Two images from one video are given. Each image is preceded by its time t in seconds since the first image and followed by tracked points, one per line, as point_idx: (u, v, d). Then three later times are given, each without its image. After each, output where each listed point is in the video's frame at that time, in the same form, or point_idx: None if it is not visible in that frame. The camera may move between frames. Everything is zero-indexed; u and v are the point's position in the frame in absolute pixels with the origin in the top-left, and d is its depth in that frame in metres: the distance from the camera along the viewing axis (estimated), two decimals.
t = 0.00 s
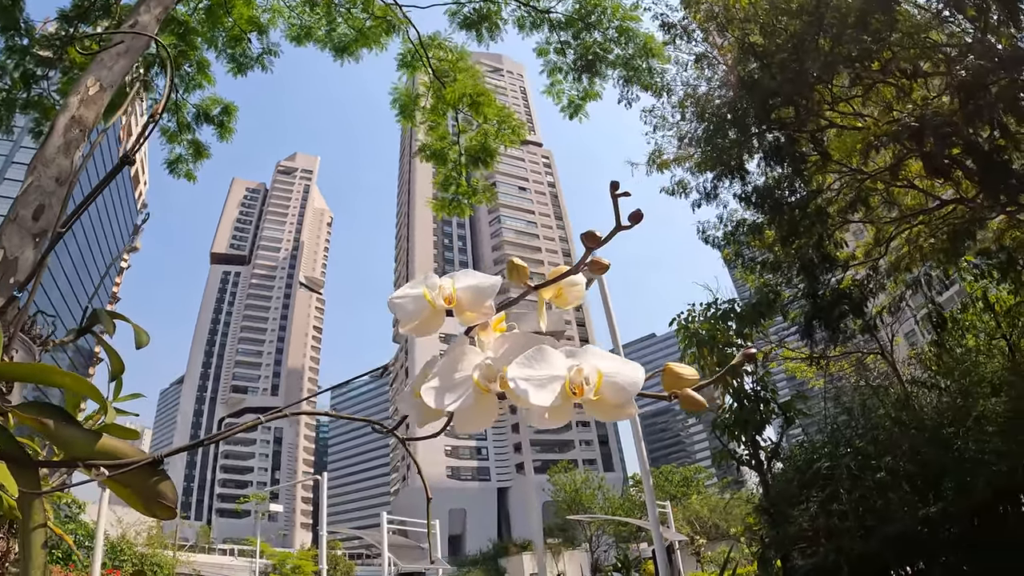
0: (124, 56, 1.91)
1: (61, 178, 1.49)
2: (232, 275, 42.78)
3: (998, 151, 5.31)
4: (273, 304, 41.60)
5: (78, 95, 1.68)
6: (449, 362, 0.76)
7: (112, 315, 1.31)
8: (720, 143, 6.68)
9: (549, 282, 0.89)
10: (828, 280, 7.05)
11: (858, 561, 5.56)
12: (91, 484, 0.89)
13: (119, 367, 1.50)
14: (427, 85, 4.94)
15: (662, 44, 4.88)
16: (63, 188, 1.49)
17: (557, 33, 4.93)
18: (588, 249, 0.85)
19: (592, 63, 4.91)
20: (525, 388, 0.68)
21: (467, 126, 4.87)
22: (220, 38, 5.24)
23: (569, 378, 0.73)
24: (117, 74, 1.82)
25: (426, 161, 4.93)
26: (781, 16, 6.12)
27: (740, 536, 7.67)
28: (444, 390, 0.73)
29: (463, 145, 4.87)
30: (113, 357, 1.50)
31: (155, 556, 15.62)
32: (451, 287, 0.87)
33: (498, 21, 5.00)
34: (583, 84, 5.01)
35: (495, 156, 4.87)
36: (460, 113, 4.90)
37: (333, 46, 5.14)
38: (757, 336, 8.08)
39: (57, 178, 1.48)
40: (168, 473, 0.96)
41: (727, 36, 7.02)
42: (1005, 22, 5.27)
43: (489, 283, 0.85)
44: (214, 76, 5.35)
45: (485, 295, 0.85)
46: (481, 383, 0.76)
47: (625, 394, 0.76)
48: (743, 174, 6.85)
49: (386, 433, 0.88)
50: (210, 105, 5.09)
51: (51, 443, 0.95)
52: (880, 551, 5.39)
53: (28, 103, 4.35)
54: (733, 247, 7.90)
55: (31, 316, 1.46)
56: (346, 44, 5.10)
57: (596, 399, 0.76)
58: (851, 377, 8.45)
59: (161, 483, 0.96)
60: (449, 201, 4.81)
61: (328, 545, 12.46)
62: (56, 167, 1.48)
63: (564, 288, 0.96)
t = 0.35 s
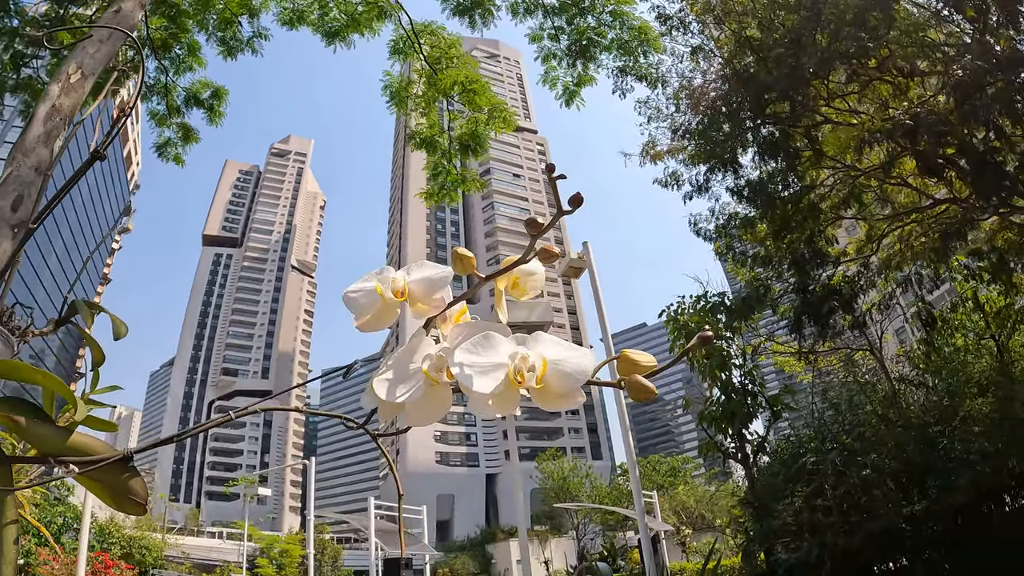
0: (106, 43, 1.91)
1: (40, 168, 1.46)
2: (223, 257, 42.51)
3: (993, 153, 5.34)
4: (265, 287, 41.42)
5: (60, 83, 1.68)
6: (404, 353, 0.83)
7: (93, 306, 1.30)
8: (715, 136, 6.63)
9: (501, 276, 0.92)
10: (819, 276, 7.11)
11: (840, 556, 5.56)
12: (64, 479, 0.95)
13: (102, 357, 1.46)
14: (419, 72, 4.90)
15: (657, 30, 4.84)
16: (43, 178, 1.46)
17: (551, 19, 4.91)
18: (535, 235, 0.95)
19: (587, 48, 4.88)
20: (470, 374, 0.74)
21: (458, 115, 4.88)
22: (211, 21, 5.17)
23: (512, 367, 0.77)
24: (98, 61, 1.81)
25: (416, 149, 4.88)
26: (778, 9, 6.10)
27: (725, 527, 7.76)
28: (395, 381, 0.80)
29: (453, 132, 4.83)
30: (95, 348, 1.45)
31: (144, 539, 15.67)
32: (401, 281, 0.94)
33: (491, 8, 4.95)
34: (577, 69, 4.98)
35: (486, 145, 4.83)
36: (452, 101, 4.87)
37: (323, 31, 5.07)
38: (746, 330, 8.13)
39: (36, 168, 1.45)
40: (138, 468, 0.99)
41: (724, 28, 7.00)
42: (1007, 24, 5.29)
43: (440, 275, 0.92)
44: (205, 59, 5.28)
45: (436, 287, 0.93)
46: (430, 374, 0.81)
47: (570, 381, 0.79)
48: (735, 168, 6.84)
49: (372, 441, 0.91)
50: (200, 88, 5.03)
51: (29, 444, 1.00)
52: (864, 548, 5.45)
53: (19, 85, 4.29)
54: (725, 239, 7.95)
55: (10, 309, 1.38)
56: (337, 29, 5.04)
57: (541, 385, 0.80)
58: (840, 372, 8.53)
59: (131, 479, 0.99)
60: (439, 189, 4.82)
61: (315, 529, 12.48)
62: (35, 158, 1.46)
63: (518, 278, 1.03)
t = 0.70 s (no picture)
0: (97, 29, 1.84)
1: (29, 156, 1.38)
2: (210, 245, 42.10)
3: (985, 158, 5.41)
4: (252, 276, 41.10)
5: (49, 68, 1.62)
6: (418, 355, 0.77)
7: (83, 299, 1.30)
8: (707, 132, 6.69)
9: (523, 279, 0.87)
10: (808, 274, 7.19)
11: (825, 552, 5.70)
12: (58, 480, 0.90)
13: (91, 349, 1.48)
14: (412, 64, 4.88)
15: (654, 29, 4.82)
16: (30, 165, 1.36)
17: (547, 14, 4.87)
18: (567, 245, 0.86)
19: (582, 46, 4.87)
20: (494, 384, 0.68)
21: (450, 109, 4.82)
22: (204, 6, 5.09)
23: (542, 375, 0.73)
24: (89, 46, 1.76)
25: (408, 141, 4.86)
26: (773, 8, 6.14)
27: (710, 522, 7.82)
28: (410, 385, 0.74)
29: (445, 126, 4.80)
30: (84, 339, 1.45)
31: (128, 528, 15.57)
32: (417, 282, 0.85)
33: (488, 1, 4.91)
34: (573, 66, 4.95)
35: (476, 141, 4.79)
36: (445, 95, 4.84)
37: (318, 20, 5.02)
38: (734, 327, 8.19)
39: (25, 154, 1.36)
40: (132, 468, 0.97)
41: (719, 25, 7.00)
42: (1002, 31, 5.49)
43: (458, 277, 0.84)
44: (198, 45, 5.19)
45: (452, 290, 0.84)
46: (450, 378, 0.77)
47: (599, 390, 0.76)
48: (728, 165, 6.85)
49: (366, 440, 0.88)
50: (191, 74, 4.96)
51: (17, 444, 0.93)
52: (848, 545, 5.61)
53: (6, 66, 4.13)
54: (715, 236, 7.87)
55: None
56: (332, 18, 4.99)
57: (569, 395, 0.76)
58: (827, 370, 8.61)
59: (124, 478, 0.97)
60: (428, 184, 4.76)
61: (300, 520, 12.44)
62: (24, 144, 1.38)
63: (534, 283, 0.99)
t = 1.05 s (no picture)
0: None
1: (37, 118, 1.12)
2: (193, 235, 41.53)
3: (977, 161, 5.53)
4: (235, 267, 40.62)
5: (59, 29, 1.29)
6: (503, 340, 0.72)
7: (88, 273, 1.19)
8: (701, 129, 6.73)
9: (623, 263, 0.81)
10: (797, 273, 7.32)
11: (813, 549, 5.70)
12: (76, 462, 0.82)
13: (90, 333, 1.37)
14: (415, 52, 4.83)
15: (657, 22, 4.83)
16: (41, 132, 1.11)
17: (553, 6, 4.84)
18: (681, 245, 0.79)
19: (586, 40, 4.86)
20: (616, 381, 0.65)
21: (454, 96, 4.76)
22: None
23: (663, 371, 0.70)
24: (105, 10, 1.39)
25: (411, 129, 4.83)
26: (771, 8, 6.24)
27: (695, 519, 7.87)
28: (502, 373, 0.69)
29: (448, 114, 4.74)
30: (77, 309, 1.35)
31: (109, 521, 15.33)
32: (515, 260, 0.77)
33: None
34: (577, 59, 4.91)
35: (479, 130, 4.76)
36: (449, 82, 4.77)
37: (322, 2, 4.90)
38: (723, 324, 8.24)
39: (33, 117, 1.10)
40: (162, 451, 0.91)
41: (718, 23, 6.99)
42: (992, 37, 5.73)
43: (555, 257, 0.74)
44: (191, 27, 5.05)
45: (550, 271, 0.75)
46: (548, 367, 0.71)
47: (715, 389, 0.70)
48: (720, 162, 6.97)
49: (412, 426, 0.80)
50: (186, 57, 4.84)
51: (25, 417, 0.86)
52: (836, 540, 5.58)
53: None
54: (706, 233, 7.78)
55: None
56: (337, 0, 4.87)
57: (690, 394, 0.71)
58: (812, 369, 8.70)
59: (153, 461, 0.91)
60: (431, 173, 4.79)
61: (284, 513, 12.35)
62: (32, 106, 1.11)
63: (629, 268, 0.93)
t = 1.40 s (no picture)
0: None
1: (53, 90, 1.09)
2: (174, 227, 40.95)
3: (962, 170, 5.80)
4: (217, 260, 40.13)
5: None
6: (583, 298, 0.70)
7: (102, 252, 1.16)
8: (693, 132, 6.79)
9: (699, 218, 0.79)
10: (782, 276, 7.43)
11: (796, 547, 5.80)
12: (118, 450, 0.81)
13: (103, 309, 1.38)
14: (417, 45, 4.75)
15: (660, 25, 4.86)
16: (57, 104, 1.09)
17: (558, 3, 4.86)
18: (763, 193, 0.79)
19: (590, 37, 4.83)
20: (714, 309, 0.69)
21: (455, 92, 4.76)
22: None
23: (751, 299, 0.73)
24: None
25: (411, 122, 4.79)
26: (765, 14, 6.33)
27: (676, 518, 7.94)
28: (589, 322, 0.68)
29: (448, 110, 4.76)
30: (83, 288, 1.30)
31: (87, 516, 15.06)
32: (597, 218, 0.73)
33: None
34: (580, 55, 4.94)
35: (479, 126, 4.77)
36: (450, 76, 4.76)
37: None
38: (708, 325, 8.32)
39: (49, 87, 1.08)
40: (207, 435, 0.89)
41: (713, 27, 7.04)
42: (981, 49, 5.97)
43: (635, 216, 0.70)
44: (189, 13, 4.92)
45: (627, 229, 0.71)
46: (632, 311, 0.70)
47: (793, 318, 0.72)
48: (711, 165, 7.07)
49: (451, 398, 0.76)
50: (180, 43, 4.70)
51: (60, 399, 0.85)
52: (822, 538, 5.73)
53: None
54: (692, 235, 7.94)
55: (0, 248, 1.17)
56: None
57: (764, 321, 0.72)
58: (793, 371, 8.84)
59: (198, 449, 0.89)
60: (428, 168, 4.81)
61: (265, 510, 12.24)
62: (48, 77, 1.08)
63: (695, 229, 0.87)
